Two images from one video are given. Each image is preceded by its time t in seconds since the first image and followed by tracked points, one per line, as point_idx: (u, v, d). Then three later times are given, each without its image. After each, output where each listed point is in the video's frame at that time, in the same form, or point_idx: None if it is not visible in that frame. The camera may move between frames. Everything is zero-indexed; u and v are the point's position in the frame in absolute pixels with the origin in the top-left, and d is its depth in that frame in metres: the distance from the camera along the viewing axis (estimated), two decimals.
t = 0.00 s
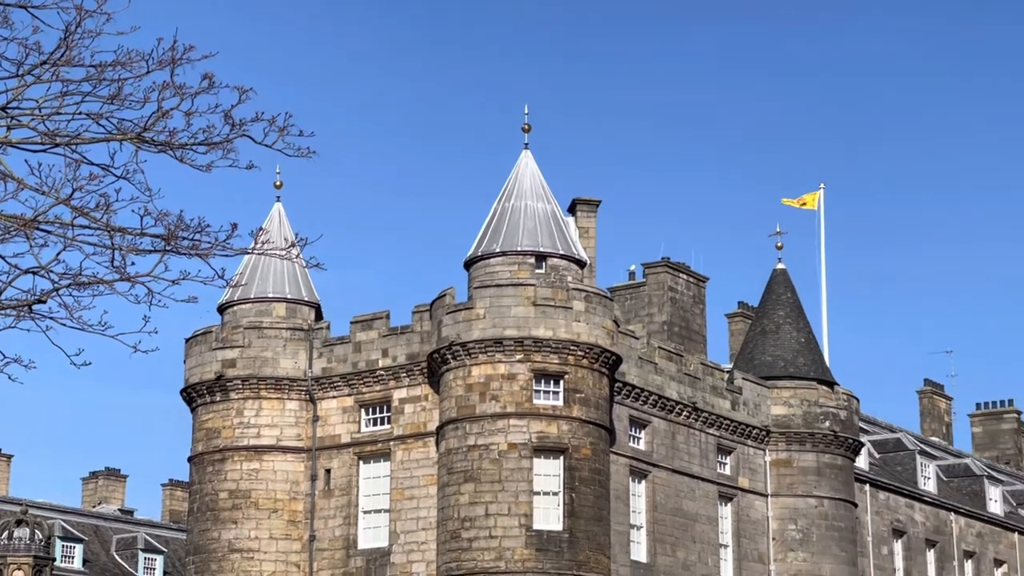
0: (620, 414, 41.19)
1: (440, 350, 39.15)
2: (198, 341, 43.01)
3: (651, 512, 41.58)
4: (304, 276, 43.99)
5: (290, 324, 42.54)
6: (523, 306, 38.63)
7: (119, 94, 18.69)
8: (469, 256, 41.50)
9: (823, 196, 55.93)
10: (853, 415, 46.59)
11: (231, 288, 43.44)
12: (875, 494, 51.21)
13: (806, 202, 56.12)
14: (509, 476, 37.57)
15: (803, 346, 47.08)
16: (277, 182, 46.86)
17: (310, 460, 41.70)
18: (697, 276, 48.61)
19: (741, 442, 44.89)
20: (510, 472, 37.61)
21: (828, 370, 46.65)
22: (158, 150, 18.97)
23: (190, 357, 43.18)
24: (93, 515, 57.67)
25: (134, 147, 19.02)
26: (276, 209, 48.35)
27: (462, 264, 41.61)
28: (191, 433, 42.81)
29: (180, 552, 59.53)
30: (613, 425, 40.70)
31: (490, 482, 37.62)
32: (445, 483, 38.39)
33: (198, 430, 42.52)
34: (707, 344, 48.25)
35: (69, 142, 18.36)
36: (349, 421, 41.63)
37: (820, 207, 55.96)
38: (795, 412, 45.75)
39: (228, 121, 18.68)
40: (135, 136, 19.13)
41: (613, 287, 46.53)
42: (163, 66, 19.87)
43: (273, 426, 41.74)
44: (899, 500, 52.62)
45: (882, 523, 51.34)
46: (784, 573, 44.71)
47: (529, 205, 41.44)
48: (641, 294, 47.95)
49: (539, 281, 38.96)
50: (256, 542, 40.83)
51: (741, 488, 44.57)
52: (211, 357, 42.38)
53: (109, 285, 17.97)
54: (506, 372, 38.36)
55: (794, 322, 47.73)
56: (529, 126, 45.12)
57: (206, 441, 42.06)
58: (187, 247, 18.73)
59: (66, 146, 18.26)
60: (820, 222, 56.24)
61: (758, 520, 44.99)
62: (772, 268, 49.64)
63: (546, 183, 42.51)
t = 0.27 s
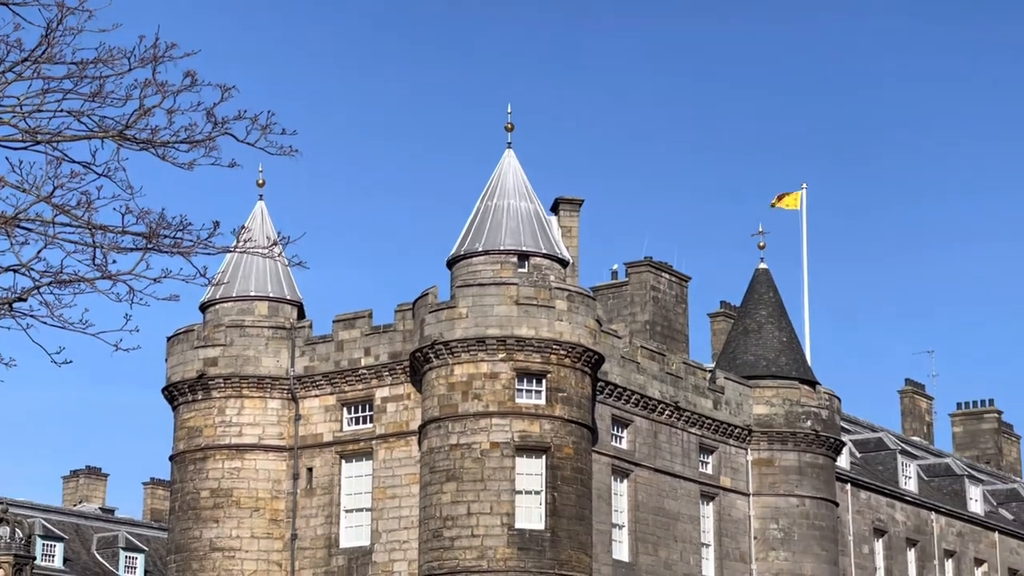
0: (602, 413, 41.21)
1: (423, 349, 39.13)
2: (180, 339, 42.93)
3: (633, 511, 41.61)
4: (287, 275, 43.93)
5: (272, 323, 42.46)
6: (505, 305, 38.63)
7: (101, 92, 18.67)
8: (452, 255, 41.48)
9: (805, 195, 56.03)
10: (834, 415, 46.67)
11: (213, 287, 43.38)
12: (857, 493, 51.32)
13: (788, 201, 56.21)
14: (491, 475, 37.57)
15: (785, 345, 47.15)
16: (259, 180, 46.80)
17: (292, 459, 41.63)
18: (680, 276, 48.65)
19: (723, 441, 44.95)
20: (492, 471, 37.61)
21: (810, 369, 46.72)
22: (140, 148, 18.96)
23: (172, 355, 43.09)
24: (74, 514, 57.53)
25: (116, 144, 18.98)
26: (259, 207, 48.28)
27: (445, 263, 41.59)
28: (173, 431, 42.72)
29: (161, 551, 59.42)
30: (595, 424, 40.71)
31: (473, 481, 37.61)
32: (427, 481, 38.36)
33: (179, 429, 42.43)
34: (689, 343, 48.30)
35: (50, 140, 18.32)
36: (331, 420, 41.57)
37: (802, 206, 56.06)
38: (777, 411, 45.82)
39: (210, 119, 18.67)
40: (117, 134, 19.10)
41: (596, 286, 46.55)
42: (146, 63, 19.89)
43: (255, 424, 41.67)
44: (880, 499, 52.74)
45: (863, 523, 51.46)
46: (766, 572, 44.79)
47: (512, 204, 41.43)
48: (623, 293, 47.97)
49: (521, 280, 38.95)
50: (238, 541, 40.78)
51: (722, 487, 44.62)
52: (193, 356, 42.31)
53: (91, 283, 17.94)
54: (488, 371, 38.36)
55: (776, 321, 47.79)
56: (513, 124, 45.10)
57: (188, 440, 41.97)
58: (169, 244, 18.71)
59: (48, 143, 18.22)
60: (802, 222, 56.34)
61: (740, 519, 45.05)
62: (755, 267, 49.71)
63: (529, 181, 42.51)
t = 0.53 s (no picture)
0: (584, 412, 41.23)
1: (405, 348, 39.10)
2: (161, 338, 42.83)
3: (615, 510, 41.64)
4: (268, 273, 43.87)
5: (253, 321, 42.38)
6: (487, 304, 38.62)
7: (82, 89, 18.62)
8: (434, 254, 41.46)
9: (786, 195, 56.11)
10: (815, 414, 46.76)
11: (194, 285, 43.31)
12: (837, 492, 51.42)
13: (769, 200, 56.28)
14: (472, 475, 37.56)
15: (766, 345, 47.22)
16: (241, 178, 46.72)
17: (273, 458, 41.56)
18: (661, 275, 48.70)
19: (704, 441, 45.00)
20: (474, 470, 37.60)
21: (791, 369, 46.80)
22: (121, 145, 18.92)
23: (153, 354, 42.99)
24: (54, 512, 57.36)
25: (96, 142, 18.94)
26: (240, 206, 48.20)
27: (427, 262, 41.57)
28: (154, 430, 42.64)
29: (141, 550, 59.28)
30: (577, 424, 40.73)
31: (454, 480, 37.60)
32: (408, 480, 38.34)
33: (160, 427, 42.34)
34: (671, 342, 48.35)
35: (31, 137, 18.27)
36: (313, 418, 41.51)
37: (783, 206, 56.14)
38: (758, 410, 45.89)
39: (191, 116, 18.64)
40: (98, 131, 19.06)
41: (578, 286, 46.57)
42: (126, 62, 19.86)
43: (236, 423, 41.60)
44: (861, 499, 52.85)
45: (844, 522, 51.57)
46: (747, 571, 44.86)
47: (494, 203, 41.42)
48: (605, 292, 48.00)
49: (503, 279, 38.94)
50: (218, 540, 40.72)
51: (704, 486, 44.67)
52: (174, 354, 42.23)
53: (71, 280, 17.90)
54: (470, 370, 38.35)
55: (758, 321, 47.86)
56: (495, 123, 45.08)
57: (169, 438, 41.89)
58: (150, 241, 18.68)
59: (28, 140, 18.17)
60: (783, 221, 56.42)
61: (721, 518, 45.11)
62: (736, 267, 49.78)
63: (511, 180, 42.52)
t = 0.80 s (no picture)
0: (565, 411, 41.25)
1: (386, 347, 39.08)
2: (141, 336, 42.74)
3: (595, 509, 41.66)
4: (249, 271, 43.80)
5: (234, 319, 42.29)
6: (468, 302, 38.61)
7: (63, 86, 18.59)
8: (415, 252, 41.44)
9: (767, 194, 56.21)
10: (796, 414, 46.84)
11: (175, 283, 43.23)
12: (818, 491, 51.53)
13: (751, 199, 56.37)
14: (453, 473, 37.54)
15: (748, 344, 47.29)
16: (222, 176, 46.65)
17: (254, 456, 41.49)
18: (643, 274, 48.74)
19: (685, 440, 45.05)
20: (455, 468, 37.59)
21: (772, 368, 46.88)
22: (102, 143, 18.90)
23: (133, 352, 42.89)
24: (33, 511, 57.21)
25: (77, 139, 18.93)
26: (221, 203, 48.12)
27: (408, 261, 41.55)
28: (134, 428, 42.54)
29: (121, 549, 59.15)
30: (558, 422, 40.75)
31: (435, 478, 37.59)
32: (389, 479, 38.31)
33: (140, 426, 42.24)
34: (652, 342, 48.39)
35: (11, 134, 18.24)
36: (294, 417, 41.45)
37: (764, 205, 56.24)
38: (739, 410, 45.96)
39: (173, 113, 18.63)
40: (79, 129, 19.04)
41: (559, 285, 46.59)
42: (107, 59, 19.87)
43: (216, 421, 41.53)
44: (841, 498, 52.97)
45: (824, 521, 51.68)
46: (727, 570, 44.93)
47: (476, 201, 41.42)
48: (586, 291, 48.03)
49: (485, 278, 38.94)
50: (198, 538, 40.66)
51: (684, 485, 44.72)
52: (155, 352, 42.14)
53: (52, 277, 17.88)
54: (451, 369, 38.34)
55: (739, 320, 47.93)
56: (477, 122, 45.07)
57: (149, 437, 41.80)
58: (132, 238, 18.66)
59: (9, 137, 18.15)
60: (764, 221, 56.52)
61: (702, 517, 45.16)
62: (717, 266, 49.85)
63: (493, 179, 42.52)
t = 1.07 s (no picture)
0: (546, 409, 41.26)
1: (367, 345, 39.04)
2: (122, 334, 42.64)
3: (576, 508, 41.67)
4: (230, 270, 43.68)
5: (215, 317, 42.25)
6: (449, 301, 38.59)
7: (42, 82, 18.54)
8: (397, 250, 41.41)
9: (749, 194, 56.29)
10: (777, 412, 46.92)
11: (156, 281, 43.12)
12: (798, 490, 51.62)
13: (732, 198, 56.42)
14: (434, 472, 37.53)
15: (728, 343, 47.35)
16: (203, 174, 46.58)
17: (234, 454, 41.42)
18: (624, 273, 48.77)
19: (666, 438, 45.09)
20: (436, 467, 37.57)
21: (753, 367, 46.96)
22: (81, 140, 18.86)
23: (113, 349, 42.79)
24: (13, 509, 57.03)
25: (57, 136, 18.88)
26: (202, 201, 48.02)
27: (390, 259, 41.51)
28: (114, 426, 42.43)
29: (101, 547, 59.01)
30: (539, 421, 40.76)
31: (416, 477, 37.56)
32: (370, 477, 38.28)
33: (120, 424, 42.15)
34: (633, 340, 48.42)
35: None
36: (274, 415, 41.38)
37: (745, 204, 56.31)
38: (720, 409, 46.03)
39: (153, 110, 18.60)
40: (59, 126, 18.99)
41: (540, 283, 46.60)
42: (88, 56, 19.81)
43: (197, 419, 41.45)
44: (821, 496, 53.07)
45: (804, 520, 51.78)
46: (707, 569, 44.99)
47: (457, 200, 41.40)
48: (567, 290, 48.04)
49: (466, 276, 38.93)
50: (178, 536, 40.58)
51: (665, 484, 44.76)
52: (135, 350, 42.04)
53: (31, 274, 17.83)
54: (432, 367, 38.32)
55: (720, 319, 48.00)
56: (459, 120, 45.06)
57: (129, 435, 41.71)
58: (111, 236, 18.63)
59: None
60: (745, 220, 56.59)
61: (682, 516, 45.22)
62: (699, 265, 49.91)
63: (474, 178, 42.51)
